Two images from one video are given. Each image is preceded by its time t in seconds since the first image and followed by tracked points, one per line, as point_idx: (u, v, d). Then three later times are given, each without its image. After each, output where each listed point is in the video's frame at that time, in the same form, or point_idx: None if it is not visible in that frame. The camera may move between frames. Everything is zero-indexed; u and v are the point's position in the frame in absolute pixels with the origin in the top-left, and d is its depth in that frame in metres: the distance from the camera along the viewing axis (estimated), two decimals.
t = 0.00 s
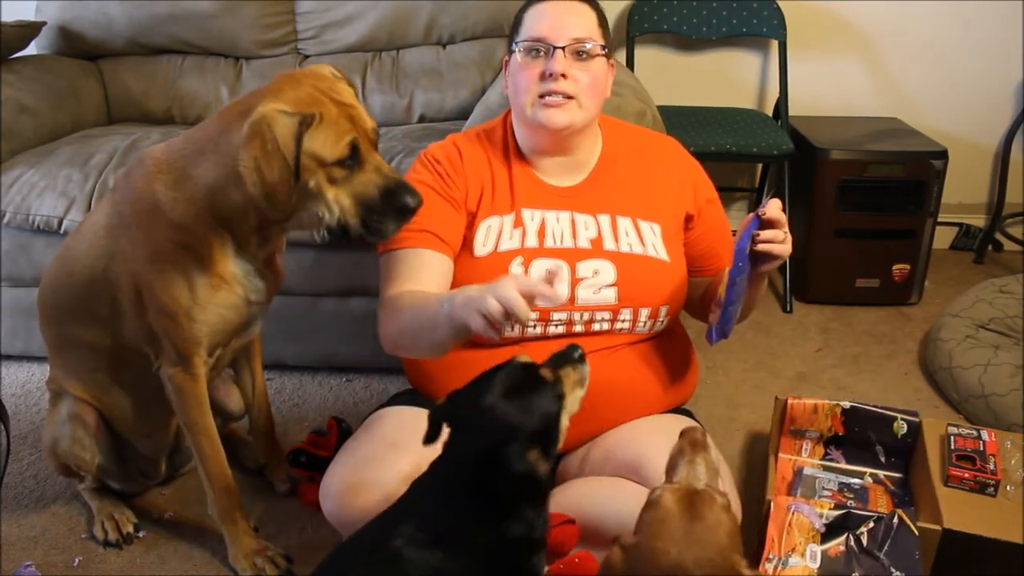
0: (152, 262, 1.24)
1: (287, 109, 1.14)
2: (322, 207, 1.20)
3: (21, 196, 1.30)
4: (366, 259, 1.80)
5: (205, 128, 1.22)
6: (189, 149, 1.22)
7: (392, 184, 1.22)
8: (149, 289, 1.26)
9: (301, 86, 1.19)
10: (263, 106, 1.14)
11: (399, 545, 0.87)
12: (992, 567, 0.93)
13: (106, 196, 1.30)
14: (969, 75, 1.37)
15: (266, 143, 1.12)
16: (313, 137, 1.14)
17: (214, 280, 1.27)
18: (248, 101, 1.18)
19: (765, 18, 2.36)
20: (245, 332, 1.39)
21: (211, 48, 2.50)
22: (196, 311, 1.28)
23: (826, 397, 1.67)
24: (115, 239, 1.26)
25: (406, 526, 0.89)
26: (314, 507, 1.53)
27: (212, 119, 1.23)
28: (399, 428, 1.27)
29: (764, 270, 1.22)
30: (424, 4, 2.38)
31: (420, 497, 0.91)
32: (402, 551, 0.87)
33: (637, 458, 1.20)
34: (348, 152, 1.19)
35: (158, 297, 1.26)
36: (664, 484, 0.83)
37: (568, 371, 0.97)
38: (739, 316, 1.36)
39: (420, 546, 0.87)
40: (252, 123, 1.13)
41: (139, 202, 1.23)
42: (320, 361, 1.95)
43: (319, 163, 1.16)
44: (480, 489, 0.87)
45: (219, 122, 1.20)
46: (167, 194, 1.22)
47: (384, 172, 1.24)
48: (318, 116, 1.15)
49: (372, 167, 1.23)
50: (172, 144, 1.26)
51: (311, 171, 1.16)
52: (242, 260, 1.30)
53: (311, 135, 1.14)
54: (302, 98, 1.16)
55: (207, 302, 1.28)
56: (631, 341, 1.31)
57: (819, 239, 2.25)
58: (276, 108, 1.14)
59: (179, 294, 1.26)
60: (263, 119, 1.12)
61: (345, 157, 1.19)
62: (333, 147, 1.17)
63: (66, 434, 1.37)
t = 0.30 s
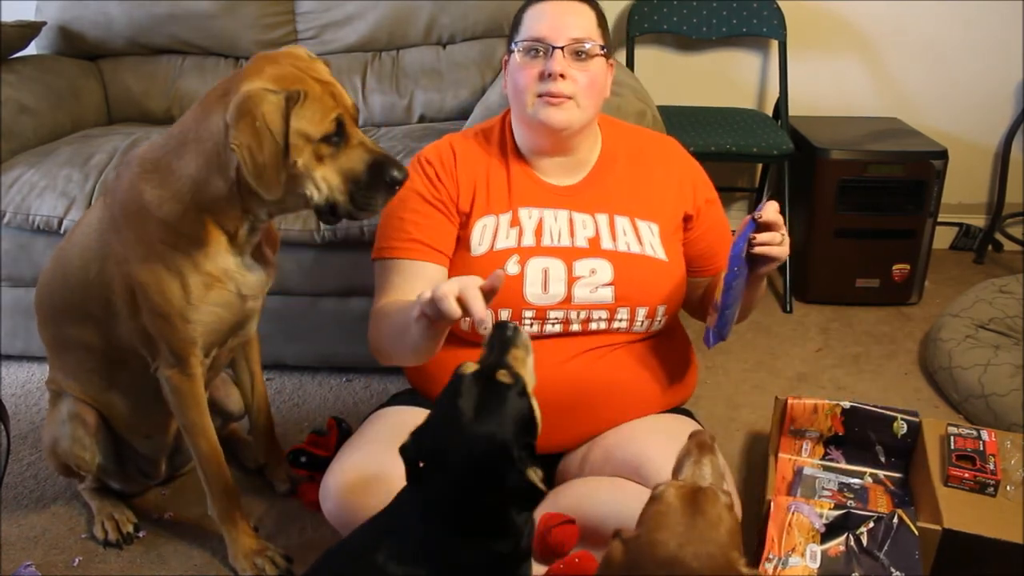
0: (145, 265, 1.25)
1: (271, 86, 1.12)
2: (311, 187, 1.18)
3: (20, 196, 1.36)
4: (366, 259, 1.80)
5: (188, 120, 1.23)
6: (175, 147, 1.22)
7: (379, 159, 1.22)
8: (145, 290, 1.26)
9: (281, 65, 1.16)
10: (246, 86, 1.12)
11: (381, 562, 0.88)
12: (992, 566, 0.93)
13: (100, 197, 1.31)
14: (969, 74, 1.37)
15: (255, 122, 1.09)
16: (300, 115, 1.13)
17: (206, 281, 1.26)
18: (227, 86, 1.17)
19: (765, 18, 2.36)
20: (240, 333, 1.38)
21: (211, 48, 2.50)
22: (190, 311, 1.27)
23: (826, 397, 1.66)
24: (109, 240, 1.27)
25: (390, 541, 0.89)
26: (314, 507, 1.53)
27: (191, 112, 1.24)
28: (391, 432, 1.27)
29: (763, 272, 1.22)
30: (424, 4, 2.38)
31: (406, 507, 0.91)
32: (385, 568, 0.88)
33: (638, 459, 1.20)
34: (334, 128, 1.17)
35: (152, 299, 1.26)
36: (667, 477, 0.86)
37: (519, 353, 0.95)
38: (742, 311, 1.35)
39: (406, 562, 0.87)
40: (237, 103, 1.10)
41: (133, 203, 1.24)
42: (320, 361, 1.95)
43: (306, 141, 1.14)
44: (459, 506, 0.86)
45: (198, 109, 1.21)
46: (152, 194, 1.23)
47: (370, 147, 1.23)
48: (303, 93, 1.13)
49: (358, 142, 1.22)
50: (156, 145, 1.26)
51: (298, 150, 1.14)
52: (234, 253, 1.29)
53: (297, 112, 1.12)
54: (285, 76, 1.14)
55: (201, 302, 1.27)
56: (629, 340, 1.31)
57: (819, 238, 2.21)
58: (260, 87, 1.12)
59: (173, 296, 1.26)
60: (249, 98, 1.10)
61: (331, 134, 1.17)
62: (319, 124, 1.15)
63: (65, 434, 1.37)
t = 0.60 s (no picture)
0: (143, 263, 1.25)
1: (249, 93, 1.13)
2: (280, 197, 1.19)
3: (21, 194, 1.17)
4: (366, 259, 1.80)
5: (182, 119, 1.23)
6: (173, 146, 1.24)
7: (351, 178, 1.22)
8: (143, 290, 1.26)
9: (268, 73, 1.16)
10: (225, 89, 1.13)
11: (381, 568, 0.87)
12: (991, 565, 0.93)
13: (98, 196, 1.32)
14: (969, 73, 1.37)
15: (220, 124, 1.10)
16: (273, 125, 1.13)
17: (205, 280, 1.28)
18: (218, 85, 1.17)
19: (765, 19, 2.36)
20: (239, 333, 1.40)
21: (212, 48, 2.50)
22: (190, 311, 1.28)
23: (826, 397, 1.66)
24: (108, 240, 1.28)
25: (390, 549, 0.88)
26: (314, 507, 1.53)
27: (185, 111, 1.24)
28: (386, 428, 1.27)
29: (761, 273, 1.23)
30: (424, 4, 2.40)
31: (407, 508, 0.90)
32: None
33: (639, 458, 1.20)
34: (309, 143, 1.17)
35: (151, 299, 1.26)
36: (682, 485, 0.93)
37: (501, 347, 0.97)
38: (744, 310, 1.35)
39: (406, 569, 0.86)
40: (210, 103, 1.11)
41: (133, 202, 1.25)
42: (320, 361, 1.95)
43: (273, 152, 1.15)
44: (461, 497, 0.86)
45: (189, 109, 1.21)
46: (149, 194, 1.24)
47: (347, 166, 1.22)
48: (278, 105, 1.13)
49: (335, 159, 1.21)
50: (156, 146, 1.28)
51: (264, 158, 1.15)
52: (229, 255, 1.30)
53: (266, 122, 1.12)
54: (270, 85, 1.14)
55: (199, 300, 1.28)
56: (628, 340, 1.31)
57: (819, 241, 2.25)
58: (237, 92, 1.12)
59: (172, 295, 1.26)
60: (222, 101, 1.11)
61: (304, 148, 1.16)
62: (292, 136, 1.15)
63: (65, 433, 1.37)
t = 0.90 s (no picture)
0: (135, 266, 1.25)
1: (264, 102, 1.09)
2: (307, 202, 1.14)
3: (23, 196, 1.17)
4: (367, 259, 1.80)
5: (181, 126, 1.21)
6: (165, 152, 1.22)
7: (377, 169, 1.17)
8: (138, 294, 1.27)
9: (274, 79, 1.14)
10: (238, 101, 1.10)
11: (388, 567, 0.86)
12: (992, 565, 0.93)
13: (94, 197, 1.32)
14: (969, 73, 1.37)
15: (250, 140, 1.07)
16: (295, 131, 1.10)
17: (198, 285, 1.28)
18: (222, 97, 1.14)
19: (765, 19, 2.36)
20: (236, 333, 1.40)
21: (212, 48, 2.50)
22: (183, 315, 1.29)
23: (826, 397, 1.66)
24: (101, 242, 1.28)
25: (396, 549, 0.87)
26: (314, 507, 1.53)
27: (185, 116, 1.22)
28: (387, 428, 1.28)
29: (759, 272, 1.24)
30: (424, 4, 2.40)
31: (414, 504, 0.90)
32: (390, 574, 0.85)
33: (641, 458, 1.20)
34: (331, 142, 1.15)
35: (146, 303, 1.27)
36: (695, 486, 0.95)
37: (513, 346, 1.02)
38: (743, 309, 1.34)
39: (412, 564, 0.85)
40: (232, 120, 1.08)
41: (123, 205, 1.24)
42: (320, 360, 1.95)
43: (302, 156, 1.11)
44: (470, 488, 0.87)
45: (189, 119, 1.19)
46: (141, 198, 1.23)
47: (368, 159, 1.19)
48: (299, 108, 1.10)
49: (355, 154, 1.19)
50: (148, 148, 1.26)
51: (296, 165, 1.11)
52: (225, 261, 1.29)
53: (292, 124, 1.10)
54: (276, 89, 1.12)
55: (192, 305, 1.28)
56: (626, 339, 1.31)
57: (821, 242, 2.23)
58: (254, 101, 1.09)
59: (165, 302, 1.27)
60: (243, 114, 1.08)
61: (328, 148, 1.14)
62: (315, 139, 1.12)
63: (65, 432, 1.37)
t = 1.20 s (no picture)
0: (132, 268, 1.25)
1: (284, 108, 1.09)
2: (331, 204, 1.17)
3: (21, 195, 1.18)
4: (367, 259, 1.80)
5: (187, 132, 1.22)
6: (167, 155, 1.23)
7: (392, 167, 1.22)
8: (136, 296, 1.27)
9: (288, 82, 1.13)
10: (258, 108, 1.09)
11: (394, 558, 0.87)
12: (991, 564, 0.93)
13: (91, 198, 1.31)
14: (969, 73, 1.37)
15: (277, 149, 1.08)
16: (317, 135, 1.11)
17: (198, 287, 1.28)
18: (237, 105, 1.15)
19: (765, 19, 2.36)
20: (235, 335, 1.40)
21: (212, 48, 2.50)
22: (182, 318, 1.29)
23: (826, 397, 1.66)
24: (99, 245, 1.28)
25: (401, 542, 0.89)
26: (314, 507, 1.53)
27: (192, 122, 1.23)
28: (387, 426, 1.28)
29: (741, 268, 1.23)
30: (424, 4, 2.40)
31: (421, 495, 0.92)
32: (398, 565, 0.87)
33: (639, 457, 1.20)
34: (352, 144, 1.18)
35: (144, 305, 1.27)
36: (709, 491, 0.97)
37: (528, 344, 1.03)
38: (732, 313, 1.36)
39: (417, 555, 0.87)
40: (256, 130, 1.08)
41: (122, 205, 1.23)
42: (319, 360, 1.95)
43: (326, 161, 1.14)
44: (476, 479, 0.89)
45: (199, 124, 1.20)
46: (141, 200, 1.22)
47: (385, 158, 1.24)
48: (323, 115, 1.12)
49: (372, 154, 1.22)
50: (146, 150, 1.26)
51: (321, 171, 1.14)
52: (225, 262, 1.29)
53: (316, 132, 1.11)
54: (292, 93, 1.11)
55: (190, 307, 1.28)
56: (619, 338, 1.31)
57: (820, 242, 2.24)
58: (271, 108, 1.09)
59: (163, 304, 1.27)
60: (267, 122, 1.07)
61: (349, 151, 1.17)
62: (337, 143, 1.15)
63: (65, 432, 1.37)
